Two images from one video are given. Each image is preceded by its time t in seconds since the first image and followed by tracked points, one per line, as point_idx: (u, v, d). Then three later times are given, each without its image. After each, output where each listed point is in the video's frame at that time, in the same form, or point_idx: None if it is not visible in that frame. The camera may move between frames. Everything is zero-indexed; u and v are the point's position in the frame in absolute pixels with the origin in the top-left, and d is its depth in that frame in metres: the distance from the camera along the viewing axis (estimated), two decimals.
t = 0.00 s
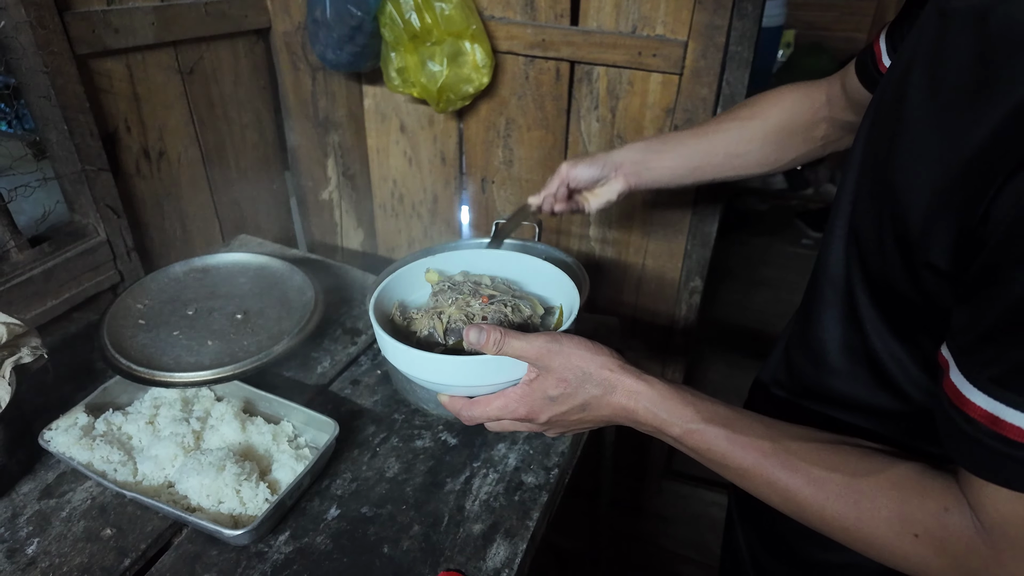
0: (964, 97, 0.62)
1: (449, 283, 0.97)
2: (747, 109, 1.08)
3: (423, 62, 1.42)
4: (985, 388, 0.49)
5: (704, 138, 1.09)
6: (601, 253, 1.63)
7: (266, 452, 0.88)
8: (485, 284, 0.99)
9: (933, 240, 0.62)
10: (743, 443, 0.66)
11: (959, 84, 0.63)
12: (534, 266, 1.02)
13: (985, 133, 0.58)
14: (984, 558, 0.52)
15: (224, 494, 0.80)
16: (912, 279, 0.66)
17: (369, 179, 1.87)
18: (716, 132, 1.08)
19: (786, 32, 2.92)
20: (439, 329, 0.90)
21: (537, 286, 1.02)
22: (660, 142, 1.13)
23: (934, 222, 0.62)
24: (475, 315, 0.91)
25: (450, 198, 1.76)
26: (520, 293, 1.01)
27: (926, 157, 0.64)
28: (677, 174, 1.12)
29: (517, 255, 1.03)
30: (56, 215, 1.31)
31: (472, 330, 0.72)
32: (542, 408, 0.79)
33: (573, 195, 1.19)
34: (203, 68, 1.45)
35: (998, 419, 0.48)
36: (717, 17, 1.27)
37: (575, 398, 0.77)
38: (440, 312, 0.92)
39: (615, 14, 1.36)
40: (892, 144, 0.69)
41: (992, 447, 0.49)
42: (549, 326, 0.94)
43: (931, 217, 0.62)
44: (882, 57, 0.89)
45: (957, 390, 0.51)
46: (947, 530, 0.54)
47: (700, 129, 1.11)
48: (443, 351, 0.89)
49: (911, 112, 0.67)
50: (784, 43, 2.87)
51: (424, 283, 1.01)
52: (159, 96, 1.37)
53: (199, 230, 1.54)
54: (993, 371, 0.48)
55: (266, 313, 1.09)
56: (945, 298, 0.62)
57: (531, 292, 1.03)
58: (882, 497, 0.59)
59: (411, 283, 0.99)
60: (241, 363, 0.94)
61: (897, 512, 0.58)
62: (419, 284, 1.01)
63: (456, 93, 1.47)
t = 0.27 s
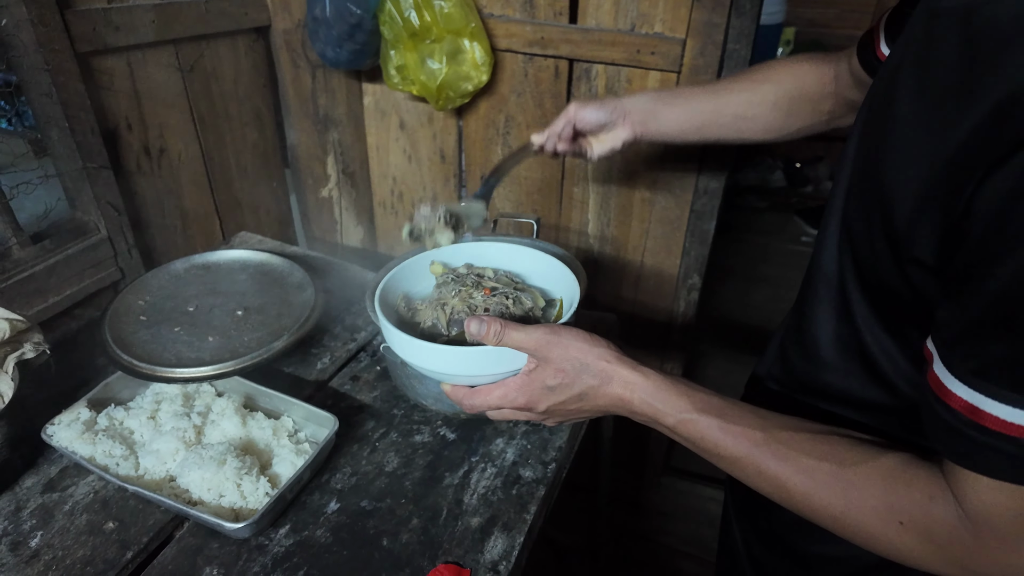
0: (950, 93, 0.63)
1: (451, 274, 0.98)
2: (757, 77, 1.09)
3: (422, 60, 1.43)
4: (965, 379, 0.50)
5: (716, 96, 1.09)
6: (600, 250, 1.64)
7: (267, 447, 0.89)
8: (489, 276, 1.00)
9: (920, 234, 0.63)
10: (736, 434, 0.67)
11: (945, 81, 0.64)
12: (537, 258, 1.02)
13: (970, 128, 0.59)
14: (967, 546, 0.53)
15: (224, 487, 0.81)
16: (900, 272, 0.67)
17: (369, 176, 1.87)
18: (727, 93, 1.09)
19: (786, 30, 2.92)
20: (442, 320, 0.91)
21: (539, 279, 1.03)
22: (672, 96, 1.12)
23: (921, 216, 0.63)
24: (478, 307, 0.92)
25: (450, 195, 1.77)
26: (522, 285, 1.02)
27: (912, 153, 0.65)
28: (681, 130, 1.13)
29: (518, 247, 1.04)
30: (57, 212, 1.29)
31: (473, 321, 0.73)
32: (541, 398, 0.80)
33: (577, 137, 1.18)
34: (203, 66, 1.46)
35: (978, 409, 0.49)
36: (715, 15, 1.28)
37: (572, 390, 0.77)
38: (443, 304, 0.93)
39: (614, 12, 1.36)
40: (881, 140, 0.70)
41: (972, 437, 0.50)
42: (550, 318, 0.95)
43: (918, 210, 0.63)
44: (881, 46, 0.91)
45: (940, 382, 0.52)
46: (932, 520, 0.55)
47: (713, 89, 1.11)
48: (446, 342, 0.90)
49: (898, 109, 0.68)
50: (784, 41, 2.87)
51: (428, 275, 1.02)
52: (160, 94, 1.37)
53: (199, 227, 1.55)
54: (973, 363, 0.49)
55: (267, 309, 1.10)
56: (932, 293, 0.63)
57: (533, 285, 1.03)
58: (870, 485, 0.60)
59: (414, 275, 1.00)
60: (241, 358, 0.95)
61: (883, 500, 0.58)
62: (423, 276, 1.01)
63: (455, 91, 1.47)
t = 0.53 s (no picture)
0: (973, 94, 0.62)
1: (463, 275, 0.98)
2: (772, 44, 1.07)
3: (426, 58, 1.41)
4: (986, 384, 0.49)
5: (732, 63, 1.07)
6: (604, 250, 1.63)
7: (274, 450, 0.88)
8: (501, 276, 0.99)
9: (939, 235, 0.62)
10: (750, 436, 0.66)
11: (970, 82, 0.63)
12: (548, 258, 1.02)
13: (994, 130, 0.58)
14: (985, 552, 0.53)
15: (231, 491, 0.81)
16: (919, 274, 0.66)
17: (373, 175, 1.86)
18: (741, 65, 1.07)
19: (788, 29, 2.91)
20: (453, 320, 0.90)
21: (550, 280, 1.02)
22: (690, 57, 1.10)
23: (940, 217, 0.62)
24: (489, 308, 0.91)
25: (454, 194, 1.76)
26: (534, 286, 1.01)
27: (934, 154, 0.64)
28: (694, 93, 1.11)
29: (528, 246, 1.03)
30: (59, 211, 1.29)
31: (486, 322, 0.73)
32: (553, 399, 0.79)
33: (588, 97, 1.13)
34: (206, 64, 1.45)
35: (999, 415, 0.48)
36: (722, 14, 1.27)
37: (584, 391, 0.77)
38: (455, 304, 0.93)
39: (620, 11, 1.35)
40: (902, 140, 0.69)
41: (993, 443, 0.49)
42: (562, 319, 0.94)
43: (938, 212, 0.62)
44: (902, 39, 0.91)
45: (960, 387, 0.51)
46: (950, 525, 0.55)
47: (731, 53, 1.08)
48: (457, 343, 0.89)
49: (920, 109, 0.67)
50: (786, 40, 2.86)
51: (438, 275, 1.01)
52: (163, 93, 1.36)
53: (202, 226, 1.54)
54: (994, 367, 0.48)
55: (272, 310, 1.09)
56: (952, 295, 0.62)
57: (544, 286, 1.02)
58: (885, 489, 0.59)
59: (425, 275, 0.99)
60: (247, 360, 0.94)
61: (899, 504, 0.58)
62: (433, 275, 1.00)
63: (460, 90, 1.46)
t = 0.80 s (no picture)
0: (982, 91, 0.62)
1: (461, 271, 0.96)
2: (763, 27, 1.07)
3: (426, 56, 1.41)
4: (991, 382, 0.48)
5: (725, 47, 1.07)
6: (605, 247, 1.63)
7: (272, 447, 0.88)
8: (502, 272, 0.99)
9: (946, 232, 0.61)
10: (751, 433, 0.66)
11: (980, 79, 0.62)
12: (549, 255, 1.01)
13: (1003, 127, 0.57)
14: (984, 549, 0.52)
15: (229, 489, 0.80)
16: (923, 271, 0.66)
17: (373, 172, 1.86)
18: (733, 49, 1.07)
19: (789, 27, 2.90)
20: (454, 316, 0.90)
21: (552, 278, 1.02)
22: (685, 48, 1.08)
23: (946, 213, 0.62)
24: (490, 303, 0.91)
25: (454, 191, 1.76)
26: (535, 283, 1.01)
27: (942, 151, 0.64)
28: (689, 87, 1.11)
29: (527, 243, 1.03)
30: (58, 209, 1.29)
31: (487, 318, 0.72)
32: (553, 396, 0.79)
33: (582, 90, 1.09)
34: (206, 62, 1.44)
35: (1003, 413, 0.48)
36: (723, 11, 1.26)
37: (584, 388, 0.76)
38: (455, 300, 0.92)
39: (621, 7, 1.35)
40: (910, 137, 0.68)
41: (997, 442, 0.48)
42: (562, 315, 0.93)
43: (945, 209, 0.62)
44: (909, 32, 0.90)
45: (965, 385, 0.51)
46: (951, 524, 0.54)
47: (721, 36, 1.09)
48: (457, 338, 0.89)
49: (929, 105, 0.66)
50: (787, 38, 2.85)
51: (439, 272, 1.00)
52: (163, 90, 1.36)
53: (202, 224, 1.53)
54: (999, 365, 0.48)
55: (272, 307, 1.09)
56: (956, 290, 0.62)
57: (545, 284, 1.02)
58: (886, 486, 0.59)
59: (425, 271, 0.99)
60: (246, 358, 0.94)
61: (899, 502, 0.57)
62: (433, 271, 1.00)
63: (460, 87, 1.46)
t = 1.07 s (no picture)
0: (985, 95, 0.61)
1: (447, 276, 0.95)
2: (766, 29, 1.08)
3: (425, 55, 1.40)
4: (990, 387, 0.48)
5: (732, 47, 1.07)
6: (604, 247, 1.62)
7: (270, 447, 0.88)
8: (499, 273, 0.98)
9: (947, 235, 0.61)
10: (750, 435, 0.66)
11: (983, 82, 0.62)
12: (547, 255, 1.01)
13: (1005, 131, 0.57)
14: (983, 552, 0.52)
15: (227, 489, 0.80)
16: (924, 274, 0.66)
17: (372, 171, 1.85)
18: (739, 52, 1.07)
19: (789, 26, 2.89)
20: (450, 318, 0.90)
21: (550, 278, 1.01)
22: (701, 56, 1.05)
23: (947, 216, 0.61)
24: (486, 305, 0.90)
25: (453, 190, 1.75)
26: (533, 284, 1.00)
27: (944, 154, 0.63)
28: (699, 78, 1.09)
29: (524, 244, 1.03)
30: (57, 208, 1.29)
31: (484, 320, 0.72)
32: (551, 397, 0.79)
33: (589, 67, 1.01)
34: (205, 61, 1.44)
35: (1001, 419, 0.48)
36: (722, 10, 1.25)
37: (582, 390, 0.76)
38: (452, 302, 0.92)
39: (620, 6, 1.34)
40: (911, 139, 0.68)
41: (995, 448, 0.48)
42: (560, 317, 0.93)
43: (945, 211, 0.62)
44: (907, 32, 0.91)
45: (964, 390, 0.51)
46: (949, 527, 0.54)
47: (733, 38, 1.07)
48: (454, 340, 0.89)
49: (931, 107, 0.66)
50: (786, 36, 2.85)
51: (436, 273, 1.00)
52: (161, 89, 1.36)
53: (201, 223, 1.53)
54: (999, 370, 0.48)
55: (270, 307, 1.09)
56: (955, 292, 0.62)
57: (543, 284, 1.02)
58: (884, 489, 0.58)
59: (422, 272, 0.99)
60: (244, 358, 0.94)
61: (898, 505, 0.57)
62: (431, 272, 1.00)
63: (459, 86, 1.45)
